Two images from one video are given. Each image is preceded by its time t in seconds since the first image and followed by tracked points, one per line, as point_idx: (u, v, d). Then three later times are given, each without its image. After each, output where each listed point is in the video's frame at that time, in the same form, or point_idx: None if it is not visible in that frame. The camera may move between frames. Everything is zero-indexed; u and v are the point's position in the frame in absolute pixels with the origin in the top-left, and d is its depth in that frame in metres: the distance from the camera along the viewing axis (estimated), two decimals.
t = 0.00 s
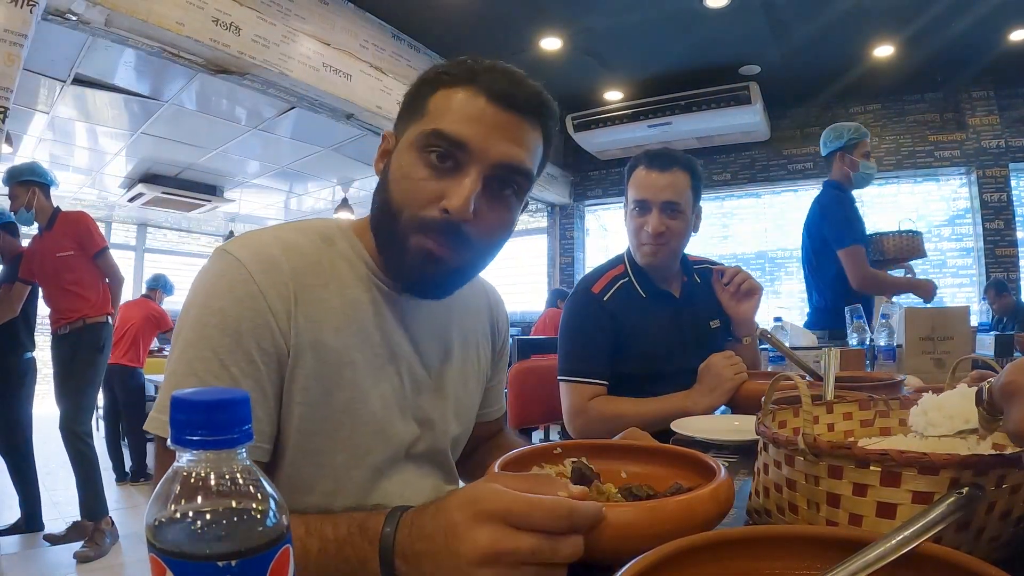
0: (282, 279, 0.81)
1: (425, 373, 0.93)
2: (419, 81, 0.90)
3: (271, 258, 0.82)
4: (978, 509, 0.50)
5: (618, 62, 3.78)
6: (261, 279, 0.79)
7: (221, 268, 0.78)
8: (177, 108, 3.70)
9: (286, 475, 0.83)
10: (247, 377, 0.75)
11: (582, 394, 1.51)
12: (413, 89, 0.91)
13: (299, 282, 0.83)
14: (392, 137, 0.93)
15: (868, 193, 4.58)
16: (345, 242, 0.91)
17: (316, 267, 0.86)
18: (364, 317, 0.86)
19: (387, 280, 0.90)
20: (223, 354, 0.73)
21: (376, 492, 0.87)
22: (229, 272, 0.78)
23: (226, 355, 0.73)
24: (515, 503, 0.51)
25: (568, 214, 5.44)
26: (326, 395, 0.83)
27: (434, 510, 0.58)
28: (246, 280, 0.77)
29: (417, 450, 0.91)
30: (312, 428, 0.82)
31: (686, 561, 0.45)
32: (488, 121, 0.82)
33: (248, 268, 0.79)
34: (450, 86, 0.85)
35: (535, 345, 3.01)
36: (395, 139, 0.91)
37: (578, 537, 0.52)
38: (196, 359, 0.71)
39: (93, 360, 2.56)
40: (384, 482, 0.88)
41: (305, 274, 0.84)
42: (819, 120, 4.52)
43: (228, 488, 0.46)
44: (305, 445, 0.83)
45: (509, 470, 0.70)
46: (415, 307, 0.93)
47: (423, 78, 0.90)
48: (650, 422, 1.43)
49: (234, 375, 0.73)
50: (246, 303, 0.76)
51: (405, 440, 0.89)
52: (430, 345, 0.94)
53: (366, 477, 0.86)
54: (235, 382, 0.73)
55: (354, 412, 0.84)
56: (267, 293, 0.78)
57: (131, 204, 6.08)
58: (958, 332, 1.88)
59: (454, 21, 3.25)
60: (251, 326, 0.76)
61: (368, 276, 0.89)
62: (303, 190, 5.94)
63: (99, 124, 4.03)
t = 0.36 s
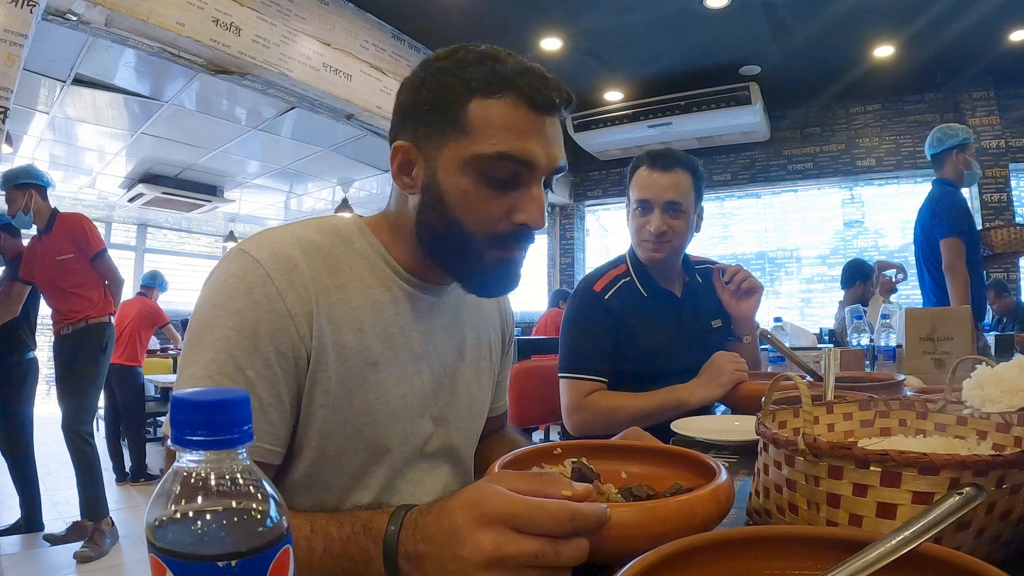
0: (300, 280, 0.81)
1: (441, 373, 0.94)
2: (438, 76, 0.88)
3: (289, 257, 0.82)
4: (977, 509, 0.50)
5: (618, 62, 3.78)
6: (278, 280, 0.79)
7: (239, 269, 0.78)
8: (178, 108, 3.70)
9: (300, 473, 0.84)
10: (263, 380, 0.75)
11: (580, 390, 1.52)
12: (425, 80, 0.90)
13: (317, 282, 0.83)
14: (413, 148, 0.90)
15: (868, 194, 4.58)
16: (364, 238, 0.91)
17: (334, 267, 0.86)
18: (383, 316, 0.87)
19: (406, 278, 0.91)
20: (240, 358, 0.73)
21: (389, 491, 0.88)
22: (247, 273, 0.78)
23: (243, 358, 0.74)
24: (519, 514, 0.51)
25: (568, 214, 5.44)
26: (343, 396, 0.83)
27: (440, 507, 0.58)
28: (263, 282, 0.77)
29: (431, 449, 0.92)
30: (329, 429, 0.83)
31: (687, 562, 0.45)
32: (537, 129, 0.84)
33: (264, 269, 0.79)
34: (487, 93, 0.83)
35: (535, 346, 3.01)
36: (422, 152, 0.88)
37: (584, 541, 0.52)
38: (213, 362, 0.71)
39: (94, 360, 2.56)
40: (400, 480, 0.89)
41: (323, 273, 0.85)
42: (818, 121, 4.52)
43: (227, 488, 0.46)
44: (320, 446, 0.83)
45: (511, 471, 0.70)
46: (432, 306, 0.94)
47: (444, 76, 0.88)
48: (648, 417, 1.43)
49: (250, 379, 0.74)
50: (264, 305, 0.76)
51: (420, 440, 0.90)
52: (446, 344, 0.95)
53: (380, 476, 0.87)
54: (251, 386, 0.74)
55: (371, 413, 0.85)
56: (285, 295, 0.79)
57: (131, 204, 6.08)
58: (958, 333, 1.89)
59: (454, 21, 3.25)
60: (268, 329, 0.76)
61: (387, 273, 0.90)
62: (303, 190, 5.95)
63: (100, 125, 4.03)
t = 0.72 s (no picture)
0: (299, 266, 0.82)
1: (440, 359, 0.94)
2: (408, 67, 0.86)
3: (286, 244, 0.83)
4: (978, 510, 0.50)
5: (618, 62, 3.78)
6: (278, 266, 0.79)
7: (236, 257, 0.78)
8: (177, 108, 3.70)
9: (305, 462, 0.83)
10: (265, 367, 0.75)
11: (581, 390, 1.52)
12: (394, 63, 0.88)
13: (316, 269, 0.84)
14: (393, 143, 0.89)
15: (868, 194, 4.59)
16: (359, 227, 0.92)
17: (332, 254, 0.87)
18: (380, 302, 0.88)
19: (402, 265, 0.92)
20: (241, 343, 0.73)
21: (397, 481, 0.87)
22: (245, 260, 0.78)
23: (244, 343, 0.73)
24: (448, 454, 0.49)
25: (568, 215, 5.44)
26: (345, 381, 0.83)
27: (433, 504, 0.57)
28: (264, 268, 0.78)
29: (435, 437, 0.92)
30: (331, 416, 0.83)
31: (686, 561, 0.45)
32: (516, 111, 0.84)
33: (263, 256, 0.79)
34: (460, 82, 0.83)
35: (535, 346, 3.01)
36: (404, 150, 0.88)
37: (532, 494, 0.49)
38: (214, 348, 0.72)
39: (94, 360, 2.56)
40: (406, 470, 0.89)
41: (322, 260, 0.85)
42: (818, 121, 4.52)
43: (227, 488, 0.46)
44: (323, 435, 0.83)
45: (511, 473, 0.69)
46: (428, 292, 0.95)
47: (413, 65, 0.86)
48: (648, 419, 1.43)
49: (252, 364, 0.74)
50: (263, 290, 0.76)
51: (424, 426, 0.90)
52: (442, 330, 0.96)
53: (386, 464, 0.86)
54: (253, 371, 0.74)
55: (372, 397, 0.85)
56: (285, 280, 0.79)
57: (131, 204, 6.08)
58: (958, 333, 1.89)
59: (454, 21, 3.25)
60: (269, 312, 0.76)
61: (382, 260, 0.91)
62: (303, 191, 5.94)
63: (100, 125, 4.03)
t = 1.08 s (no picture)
0: (288, 272, 0.82)
1: (431, 365, 0.94)
2: (422, 62, 0.90)
3: (275, 250, 0.83)
4: (977, 510, 0.50)
5: (618, 63, 3.78)
6: (266, 273, 0.79)
7: (225, 263, 0.78)
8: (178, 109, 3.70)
9: (293, 469, 0.83)
10: (252, 373, 0.75)
11: (582, 391, 1.52)
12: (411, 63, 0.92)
13: (306, 275, 0.84)
14: (402, 135, 0.90)
15: (868, 194, 4.59)
16: (348, 232, 0.92)
17: (323, 260, 0.87)
18: (369, 308, 0.88)
19: (393, 270, 0.92)
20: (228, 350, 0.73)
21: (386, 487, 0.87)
22: (234, 266, 0.78)
23: (232, 349, 0.74)
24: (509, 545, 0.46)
25: (568, 215, 5.44)
26: (335, 387, 0.83)
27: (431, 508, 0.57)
28: (252, 275, 0.78)
29: (425, 443, 0.92)
30: (319, 423, 0.83)
31: (684, 562, 0.44)
32: (523, 111, 0.86)
33: (251, 262, 0.79)
34: (471, 78, 0.85)
35: (534, 347, 3.00)
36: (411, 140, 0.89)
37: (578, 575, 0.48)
38: (201, 356, 0.72)
39: (95, 360, 2.56)
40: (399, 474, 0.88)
41: (311, 266, 0.85)
42: (819, 121, 4.52)
43: (228, 488, 0.46)
44: (314, 441, 0.83)
45: (510, 471, 0.70)
46: (419, 297, 0.95)
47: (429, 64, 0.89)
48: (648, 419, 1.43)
49: (238, 371, 0.74)
50: (252, 297, 0.76)
51: (414, 432, 0.90)
52: (435, 335, 0.96)
53: (374, 471, 0.86)
54: (239, 379, 0.74)
55: (362, 403, 0.84)
56: (273, 286, 0.79)
57: (131, 204, 6.08)
58: (958, 334, 1.89)
59: (454, 21, 3.25)
60: (256, 320, 0.76)
61: (372, 264, 0.91)
62: (303, 191, 5.94)
63: (100, 125, 4.04)
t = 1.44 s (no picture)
0: (292, 276, 0.82)
1: (434, 368, 0.94)
2: (435, 61, 0.91)
3: (279, 253, 0.83)
4: (977, 510, 0.50)
5: (618, 62, 3.78)
6: (270, 276, 0.79)
7: (229, 267, 0.78)
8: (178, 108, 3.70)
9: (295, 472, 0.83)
10: (255, 377, 0.75)
11: (582, 391, 1.52)
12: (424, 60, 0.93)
13: (309, 277, 0.84)
14: (410, 136, 0.91)
15: (868, 194, 4.59)
16: (352, 234, 0.92)
17: (327, 264, 0.87)
18: (372, 311, 0.88)
19: (396, 273, 0.92)
20: (231, 353, 0.73)
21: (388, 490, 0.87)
22: (237, 269, 0.78)
23: (234, 353, 0.73)
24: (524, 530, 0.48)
25: (568, 214, 5.44)
26: (337, 391, 0.83)
27: (440, 508, 0.57)
28: (256, 279, 0.78)
29: (428, 446, 0.92)
30: (322, 426, 0.83)
31: (687, 559, 0.45)
32: (531, 112, 0.87)
33: (255, 265, 0.79)
34: (480, 80, 0.86)
35: (534, 346, 3.00)
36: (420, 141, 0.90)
37: (590, 575, 0.50)
38: (204, 360, 0.72)
39: (94, 360, 2.56)
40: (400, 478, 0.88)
41: (315, 269, 0.85)
42: (818, 121, 4.52)
43: (228, 488, 0.46)
44: (315, 444, 0.83)
45: (511, 471, 0.70)
46: (422, 300, 0.95)
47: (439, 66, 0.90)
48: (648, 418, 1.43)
49: (242, 375, 0.73)
50: (255, 301, 0.76)
51: (416, 436, 0.90)
52: (438, 338, 0.95)
53: (378, 475, 0.86)
54: (242, 383, 0.73)
55: (364, 407, 0.84)
56: (277, 290, 0.79)
57: (131, 204, 6.08)
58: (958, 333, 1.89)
59: (454, 21, 3.25)
60: (260, 324, 0.76)
61: (376, 267, 0.91)
62: (303, 190, 5.94)
63: (100, 125, 4.04)
